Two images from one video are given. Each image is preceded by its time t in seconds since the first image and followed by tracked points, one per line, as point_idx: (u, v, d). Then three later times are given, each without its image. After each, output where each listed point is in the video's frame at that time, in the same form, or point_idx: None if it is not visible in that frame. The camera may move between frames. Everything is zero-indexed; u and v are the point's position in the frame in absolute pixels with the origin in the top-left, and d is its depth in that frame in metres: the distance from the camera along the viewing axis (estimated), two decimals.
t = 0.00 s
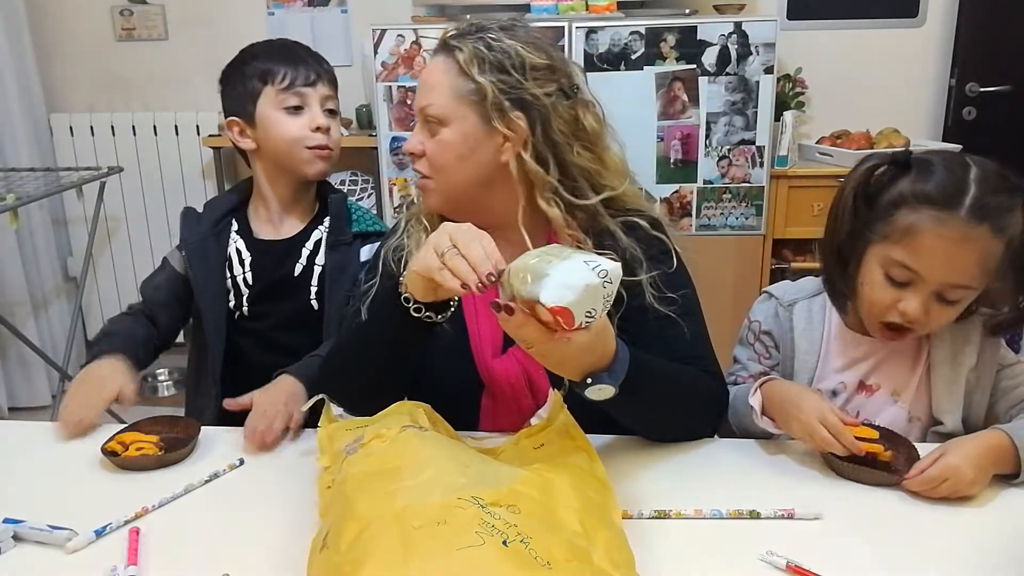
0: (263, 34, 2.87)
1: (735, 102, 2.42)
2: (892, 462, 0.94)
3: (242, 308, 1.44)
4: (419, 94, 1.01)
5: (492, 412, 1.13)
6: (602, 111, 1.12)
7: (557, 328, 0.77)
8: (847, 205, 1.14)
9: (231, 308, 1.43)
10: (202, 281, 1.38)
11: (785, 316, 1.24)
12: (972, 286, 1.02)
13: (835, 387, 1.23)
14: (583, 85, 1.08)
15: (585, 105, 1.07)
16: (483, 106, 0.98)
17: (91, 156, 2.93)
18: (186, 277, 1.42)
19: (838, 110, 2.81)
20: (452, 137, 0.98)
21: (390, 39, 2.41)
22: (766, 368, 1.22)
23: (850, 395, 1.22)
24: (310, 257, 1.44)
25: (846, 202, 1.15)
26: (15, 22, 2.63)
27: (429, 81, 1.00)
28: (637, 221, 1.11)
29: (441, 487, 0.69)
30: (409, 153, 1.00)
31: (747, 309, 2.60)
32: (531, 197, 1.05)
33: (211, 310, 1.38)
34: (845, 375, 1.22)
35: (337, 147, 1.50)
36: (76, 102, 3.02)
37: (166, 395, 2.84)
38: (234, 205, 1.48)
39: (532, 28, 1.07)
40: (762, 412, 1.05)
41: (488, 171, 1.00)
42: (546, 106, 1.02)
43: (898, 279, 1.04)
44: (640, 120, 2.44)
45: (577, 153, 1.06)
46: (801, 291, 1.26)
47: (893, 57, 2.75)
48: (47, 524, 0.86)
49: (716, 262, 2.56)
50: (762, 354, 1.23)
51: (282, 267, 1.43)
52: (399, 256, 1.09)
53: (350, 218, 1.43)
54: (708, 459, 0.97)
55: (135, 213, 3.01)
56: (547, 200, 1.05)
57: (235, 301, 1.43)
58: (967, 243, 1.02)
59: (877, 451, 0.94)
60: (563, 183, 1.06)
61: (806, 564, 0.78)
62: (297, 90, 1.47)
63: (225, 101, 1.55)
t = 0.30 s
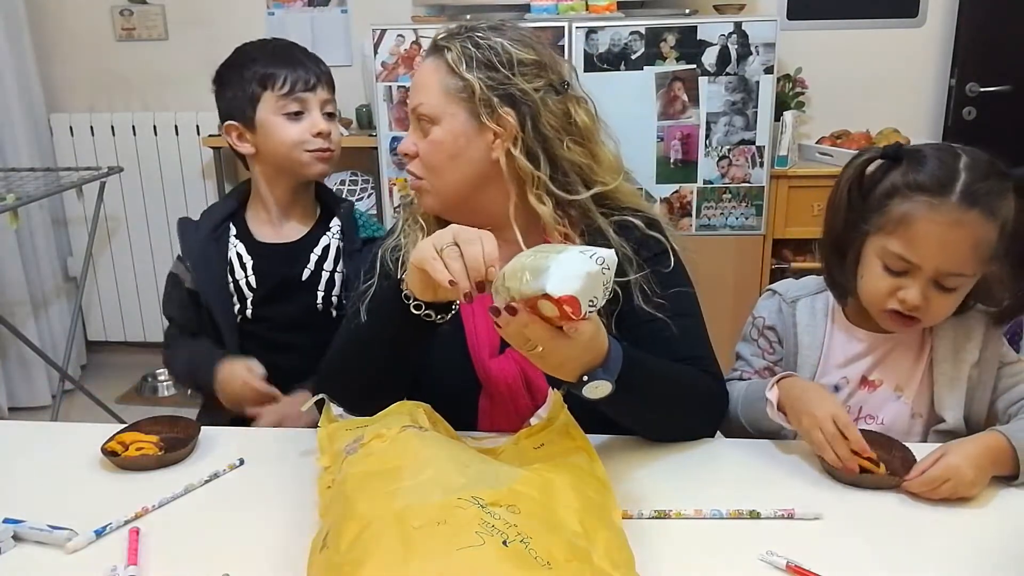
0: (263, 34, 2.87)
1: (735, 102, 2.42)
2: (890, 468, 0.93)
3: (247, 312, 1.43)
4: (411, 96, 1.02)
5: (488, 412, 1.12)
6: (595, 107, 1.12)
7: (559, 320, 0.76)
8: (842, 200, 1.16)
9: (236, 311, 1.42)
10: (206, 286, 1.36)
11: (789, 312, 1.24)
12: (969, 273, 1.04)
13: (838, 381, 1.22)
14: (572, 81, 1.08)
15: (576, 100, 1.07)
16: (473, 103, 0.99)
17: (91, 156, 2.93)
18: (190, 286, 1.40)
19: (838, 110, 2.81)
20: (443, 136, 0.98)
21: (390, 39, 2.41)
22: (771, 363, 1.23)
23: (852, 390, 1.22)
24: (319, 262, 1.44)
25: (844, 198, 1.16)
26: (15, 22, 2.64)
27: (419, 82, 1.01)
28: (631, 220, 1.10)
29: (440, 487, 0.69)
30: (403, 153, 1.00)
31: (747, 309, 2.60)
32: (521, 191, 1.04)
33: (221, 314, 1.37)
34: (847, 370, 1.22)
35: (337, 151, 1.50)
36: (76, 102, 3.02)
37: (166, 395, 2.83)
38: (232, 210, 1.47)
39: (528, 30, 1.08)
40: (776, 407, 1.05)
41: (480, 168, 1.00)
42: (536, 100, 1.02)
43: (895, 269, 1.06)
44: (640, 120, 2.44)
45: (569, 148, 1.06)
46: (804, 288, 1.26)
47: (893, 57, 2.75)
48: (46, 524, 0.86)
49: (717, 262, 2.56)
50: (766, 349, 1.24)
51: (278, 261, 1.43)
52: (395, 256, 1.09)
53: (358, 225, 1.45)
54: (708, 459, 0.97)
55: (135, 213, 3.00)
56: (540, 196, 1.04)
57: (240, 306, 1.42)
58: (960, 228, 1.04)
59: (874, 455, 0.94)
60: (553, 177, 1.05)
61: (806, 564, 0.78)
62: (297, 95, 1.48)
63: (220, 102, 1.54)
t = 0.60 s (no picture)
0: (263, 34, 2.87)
1: (735, 102, 2.42)
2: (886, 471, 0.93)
3: (257, 316, 1.43)
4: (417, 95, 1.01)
5: (489, 412, 1.13)
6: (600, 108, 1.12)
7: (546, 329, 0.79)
8: (832, 191, 1.24)
9: (246, 316, 1.42)
10: (216, 291, 1.35)
11: (784, 316, 1.25)
12: (951, 246, 1.08)
13: (835, 382, 1.23)
14: (579, 82, 1.08)
15: (582, 101, 1.08)
16: (481, 102, 0.98)
17: (91, 156, 2.93)
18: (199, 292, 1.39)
19: (838, 110, 2.81)
20: (451, 135, 0.97)
21: (390, 39, 2.41)
22: (766, 369, 1.24)
23: (850, 389, 1.23)
24: (329, 267, 1.45)
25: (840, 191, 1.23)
26: (15, 22, 2.64)
27: (427, 80, 1.00)
28: (634, 222, 1.11)
29: (441, 487, 0.69)
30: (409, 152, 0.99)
31: (747, 309, 2.60)
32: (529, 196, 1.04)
33: (229, 319, 1.37)
34: (843, 371, 1.23)
35: (327, 151, 1.47)
36: (76, 101, 3.02)
37: (166, 395, 2.83)
38: (239, 215, 1.45)
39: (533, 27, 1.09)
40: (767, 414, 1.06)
41: (487, 168, 1.00)
42: (544, 100, 1.02)
43: (879, 245, 1.11)
44: (640, 120, 2.44)
45: (575, 150, 1.06)
46: (799, 292, 1.27)
47: (893, 57, 2.75)
48: (46, 523, 0.86)
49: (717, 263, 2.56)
50: (761, 354, 1.25)
51: (283, 267, 1.43)
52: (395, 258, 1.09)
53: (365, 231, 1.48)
54: (709, 459, 0.97)
55: (135, 214, 3.01)
56: (544, 197, 1.04)
57: (250, 310, 1.42)
58: (940, 196, 1.09)
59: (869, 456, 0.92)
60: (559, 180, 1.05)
61: (806, 564, 0.78)
62: (279, 100, 1.45)
63: (217, 108, 1.54)
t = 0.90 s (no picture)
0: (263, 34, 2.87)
1: (735, 102, 2.42)
2: (884, 477, 0.92)
3: (263, 317, 1.43)
4: (486, 91, 0.93)
5: (492, 412, 1.12)
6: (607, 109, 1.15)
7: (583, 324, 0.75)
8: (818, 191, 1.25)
9: (252, 316, 1.42)
10: (222, 288, 1.36)
11: (774, 319, 1.26)
12: (937, 241, 1.10)
13: (829, 383, 1.24)
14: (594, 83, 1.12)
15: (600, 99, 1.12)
16: (563, 97, 0.99)
17: (92, 156, 2.93)
18: (205, 289, 1.39)
19: (838, 110, 2.81)
20: (544, 133, 0.95)
21: (390, 39, 2.41)
22: (757, 373, 1.26)
23: (845, 389, 1.23)
24: (336, 270, 1.45)
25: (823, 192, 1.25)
26: (15, 22, 2.64)
27: (508, 76, 0.94)
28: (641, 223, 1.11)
29: (441, 487, 0.69)
30: (492, 151, 0.92)
31: (747, 309, 2.60)
32: (580, 190, 1.07)
33: (235, 317, 1.37)
34: (837, 371, 1.24)
35: (323, 150, 1.45)
36: (76, 101, 3.02)
37: (166, 395, 2.83)
38: (249, 213, 1.45)
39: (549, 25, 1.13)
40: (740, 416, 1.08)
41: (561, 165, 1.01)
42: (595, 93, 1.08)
43: (865, 242, 1.12)
44: (640, 120, 2.44)
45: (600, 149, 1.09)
46: (789, 295, 1.28)
47: (893, 57, 2.75)
48: (46, 523, 0.86)
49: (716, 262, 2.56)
50: (753, 358, 1.27)
51: (292, 269, 1.43)
52: (391, 260, 1.10)
53: (372, 232, 1.47)
54: (708, 459, 0.97)
55: (135, 214, 3.00)
56: (588, 188, 1.07)
57: (256, 311, 1.42)
58: (924, 190, 1.11)
59: (866, 466, 0.92)
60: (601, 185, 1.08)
61: (806, 564, 0.78)
62: (273, 98, 1.44)
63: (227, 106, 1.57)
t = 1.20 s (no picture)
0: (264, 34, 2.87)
1: (735, 102, 2.42)
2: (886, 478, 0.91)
3: (270, 321, 1.42)
4: (530, 91, 0.94)
5: (496, 412, 1.13)
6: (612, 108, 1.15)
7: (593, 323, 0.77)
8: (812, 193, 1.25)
9: (259, 319, 1.42)
10: (228, 294, 1.36)
11: (772, 320, 1.26)
12: (931, 243, 1.10)
13: (825, 382, 1.24)
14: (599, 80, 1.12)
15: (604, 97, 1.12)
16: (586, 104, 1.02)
17: (92, 156, 2.93)
18: (211, 295, 1.40)
19: (838, 110, 2.81)
20: (577, 137, 0.97)
21: (390, 39, 2.41)
22: (754, 373, 1.26)
23: (841, 388, 1.24)
24: (343, 271, 1.45)
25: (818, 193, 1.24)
26: (15, 21, 2.64)
27: (551, 76, 0.96)
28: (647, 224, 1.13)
29: (441, 487, 0.69)
30: (530, 152, 0.94)
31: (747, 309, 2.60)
32: (588, 191, 1.09)
33: (241, 321, 1.37)
34: (834, 370, 1.24)
35: (328, 152, 1.46)
36: (76, 101, 3.02)
37: (166, 395, 2.83)
38: (251, 218, 1.45)
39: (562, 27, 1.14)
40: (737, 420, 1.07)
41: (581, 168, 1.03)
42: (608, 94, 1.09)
43: (859, 246, 1.13)
44: (640, 120, 2.43)
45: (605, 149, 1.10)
46: (787, 296, 1.28)
47: (893, 57, 2.75)
48: (46, 523, 0.86)
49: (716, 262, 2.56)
50: (750, 358, 1.27)
51: (298, 270, 1.42)
52: (391, 264, 1.13)
53: (378, 234, 1.48)
54: (709, 459, 0.97)
55: (135, 214, 3.00)
56: (597, 188, 1.09)
57: (263, 314, 1.42)
58: (914, 193, 1.11)
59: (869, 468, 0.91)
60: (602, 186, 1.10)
61: (806, 564, 0.78)
62: (278, 100, 1.45)
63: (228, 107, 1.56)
